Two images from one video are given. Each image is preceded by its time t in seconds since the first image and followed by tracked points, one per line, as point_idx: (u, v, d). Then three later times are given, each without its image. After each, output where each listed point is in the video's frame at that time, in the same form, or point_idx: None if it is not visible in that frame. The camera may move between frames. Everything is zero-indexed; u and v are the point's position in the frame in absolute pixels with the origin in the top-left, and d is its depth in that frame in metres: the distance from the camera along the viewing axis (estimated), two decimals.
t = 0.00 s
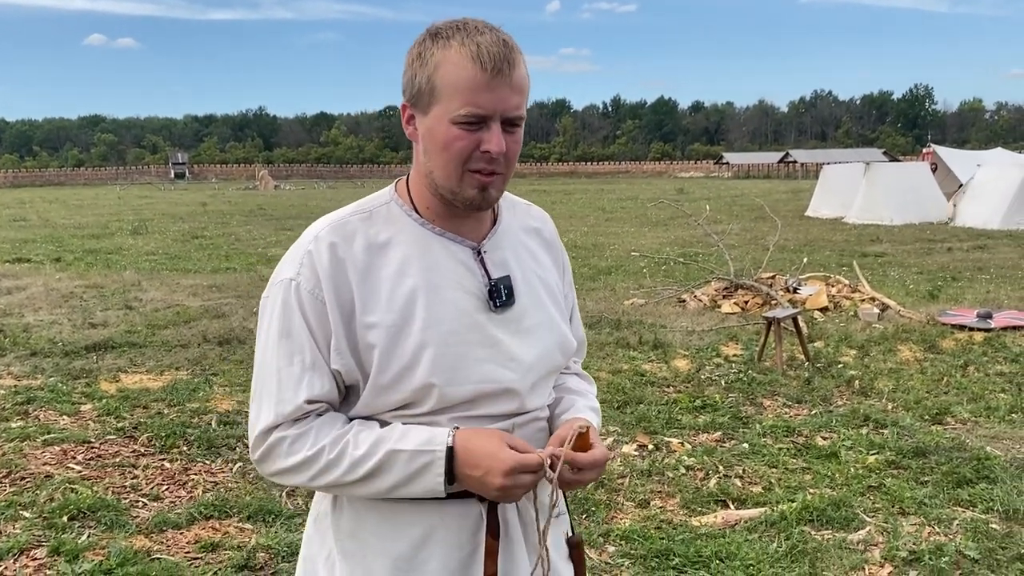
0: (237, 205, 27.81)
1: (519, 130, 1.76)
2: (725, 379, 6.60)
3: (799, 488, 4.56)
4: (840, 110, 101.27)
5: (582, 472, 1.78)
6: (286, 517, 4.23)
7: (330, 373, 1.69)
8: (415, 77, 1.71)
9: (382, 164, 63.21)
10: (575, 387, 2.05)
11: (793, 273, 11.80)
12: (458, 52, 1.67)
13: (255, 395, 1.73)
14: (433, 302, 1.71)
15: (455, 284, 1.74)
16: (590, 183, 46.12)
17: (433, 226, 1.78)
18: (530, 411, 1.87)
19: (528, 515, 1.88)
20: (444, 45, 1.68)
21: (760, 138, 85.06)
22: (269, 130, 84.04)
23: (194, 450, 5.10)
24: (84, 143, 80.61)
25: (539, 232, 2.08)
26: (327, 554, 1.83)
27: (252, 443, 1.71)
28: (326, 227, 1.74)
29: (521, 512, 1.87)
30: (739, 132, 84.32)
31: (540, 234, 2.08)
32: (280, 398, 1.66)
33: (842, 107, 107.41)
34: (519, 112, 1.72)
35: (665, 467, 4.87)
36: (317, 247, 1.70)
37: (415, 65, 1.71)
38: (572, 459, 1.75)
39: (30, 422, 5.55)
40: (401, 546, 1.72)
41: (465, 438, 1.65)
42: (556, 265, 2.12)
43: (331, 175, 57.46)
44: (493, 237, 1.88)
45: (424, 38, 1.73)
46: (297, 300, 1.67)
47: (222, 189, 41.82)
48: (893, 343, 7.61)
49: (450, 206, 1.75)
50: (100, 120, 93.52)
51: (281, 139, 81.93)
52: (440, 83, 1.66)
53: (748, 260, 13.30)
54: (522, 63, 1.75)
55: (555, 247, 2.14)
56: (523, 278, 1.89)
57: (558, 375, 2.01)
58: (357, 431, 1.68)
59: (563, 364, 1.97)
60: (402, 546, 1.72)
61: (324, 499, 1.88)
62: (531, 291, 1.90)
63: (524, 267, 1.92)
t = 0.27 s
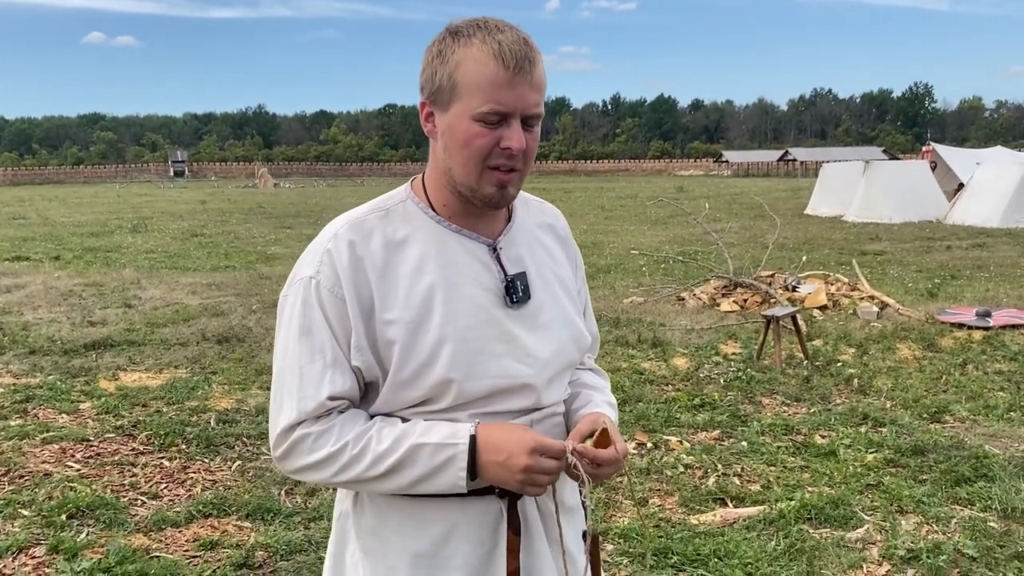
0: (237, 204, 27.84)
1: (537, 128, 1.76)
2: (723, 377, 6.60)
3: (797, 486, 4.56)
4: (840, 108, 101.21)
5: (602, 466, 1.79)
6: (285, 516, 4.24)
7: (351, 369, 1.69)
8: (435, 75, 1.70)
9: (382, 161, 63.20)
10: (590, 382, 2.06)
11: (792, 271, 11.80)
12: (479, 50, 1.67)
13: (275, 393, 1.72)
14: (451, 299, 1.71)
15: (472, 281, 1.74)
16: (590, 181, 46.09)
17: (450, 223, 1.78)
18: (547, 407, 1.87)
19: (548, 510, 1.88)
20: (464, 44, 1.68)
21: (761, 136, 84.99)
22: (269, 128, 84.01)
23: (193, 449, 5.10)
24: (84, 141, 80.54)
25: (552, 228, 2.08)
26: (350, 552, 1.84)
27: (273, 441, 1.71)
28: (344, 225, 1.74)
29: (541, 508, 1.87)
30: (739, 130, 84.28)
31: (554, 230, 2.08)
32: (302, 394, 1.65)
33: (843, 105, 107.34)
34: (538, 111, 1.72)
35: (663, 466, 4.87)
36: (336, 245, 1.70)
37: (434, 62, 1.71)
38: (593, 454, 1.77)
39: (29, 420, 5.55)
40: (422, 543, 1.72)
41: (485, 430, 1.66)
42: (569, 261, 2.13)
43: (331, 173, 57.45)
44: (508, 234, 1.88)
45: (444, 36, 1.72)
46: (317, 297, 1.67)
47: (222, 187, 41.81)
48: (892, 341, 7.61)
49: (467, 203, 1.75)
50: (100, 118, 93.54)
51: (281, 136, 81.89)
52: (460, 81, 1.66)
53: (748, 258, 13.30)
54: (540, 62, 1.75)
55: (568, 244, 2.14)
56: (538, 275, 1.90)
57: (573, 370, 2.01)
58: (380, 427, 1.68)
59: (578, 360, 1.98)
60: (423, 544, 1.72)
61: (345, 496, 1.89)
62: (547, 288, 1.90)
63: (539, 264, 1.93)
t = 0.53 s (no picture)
0: (236, 202, 27.84)
1: (546, 123, 1.76)
2: (723, 375, 6.60)
3: (797, 484, 4.56)
4: (840, 108, 101.19)
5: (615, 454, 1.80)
6: (284, 514, 4.23)
7: (362, 363, 1.68)
8: (445, 72, 1.70)
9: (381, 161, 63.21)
10: (601, 376, 2.06)
11: (791, 270, 11.79)
12: (490, 47, 1.67)
13: (287, 389, 1.72)
14: (462, 290, 1.71)
15: (483, 272, 1.74)
16: (590, 180, 46.10)
17: (461, 216, 1.78)
18: (559, 400, 1.87)
19: (561, 507, 1.89)
20: (475, 41, 1.68)
21: (760, 136, 85.05)
22: (269, 128, 84.03)
23: (192, 447, 5.10)
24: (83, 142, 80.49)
25: (559, 222, 2.09)
26: (363, 549, 1.83)
27: (286, 436, 1.70)
28: (355, 220, 1.74)
29: (556, 505, 1.88)
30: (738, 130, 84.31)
31: (560, 224, 2.09)
32: (314, 388, 1.64)
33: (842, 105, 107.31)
34: (548, 106, 1.73)
35: (663, 464, 4.86)
36: (347, 240, 1.70)
37: (445, 60, 1.70)
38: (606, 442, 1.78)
39: (28, 418, 5.55)
40: (436, 539, 1.72)
41: (498, 424, 1.65)
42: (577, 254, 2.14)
43: (331, 173, 57.47)
44: (517, 227, 1.89)
45: (453, 33, 1.72)
46: (328, 291, 1.67)
47: (221, 186, 41.83)
48: (891, 339, 7.61)
49: (478, 198, 1.75)
50: (100, 119, 93.54)
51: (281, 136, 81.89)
52: (470, 77, 1.66)
53: (747, 257, 13.30)
54: (549, 58, 1.75)
55: (575, 237, 2.15)
56: (548, 267, 1.90)
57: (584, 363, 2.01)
58: (393, 422, 1.68)
59: (588, 352, 1.98)
60: (437, 540, 1.72)
61: (358, 493, 1.88)
62: (556, 280, 1.90)
63: (548, 256, 1.93)
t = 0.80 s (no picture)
0: (236, 202, 27.84)
1: (545, 121, 1.77)
2: (723, 375, 6.60)
3: (796, 484, 4.56)
4: (840, 107, 101.13)
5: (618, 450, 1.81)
6: (284, 514, 4.24)
7: (363, 357, 1.68)
8: (444, 72, 1.70)
9: (381, 160, 63.19)
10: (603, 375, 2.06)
11: (791, 269, 11.79)
12: (488, 47, 1.68)
13: (289, 385, 1.71)
14: (464, 284, 1.70)
15: (485, 267, 1.74)
16: (589, 179, 46.07)
17: (462, 213, 1.78)
18: (562, 396, 1.87)
19: (565, 507, 1.88)
20: (473, 41, 1.68)
21: (760, 134, 85.02)
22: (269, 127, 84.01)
23: (192, 446, 5.10)
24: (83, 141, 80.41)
25: (560, 220, 2.09)
26: (366, 549, 1.84)
27: (288, 432, 1.70)
28: (356, 216, 1.74)
29: (559, 505, 1.88)
30: (738, 129, 84.28)
31: (562, 223, 2.09)
32: (316, 383, 1.64)
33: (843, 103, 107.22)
34: (546, 104, 1.73)
35: (663, 464, 4.87)
36: (348, 235, 1.70)
37: (444, 60, 1.71)
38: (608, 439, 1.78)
39: (27, 418, 5.55)
40: (439, 538, 1.72)
41: (500, 422, 1.65)
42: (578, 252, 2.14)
43: (330, 172, 57.48)
44: (518, 223, 1.89)
45: (451, 34, 1.73)
46: (329, 287, 1.67)
47: (221, 185, 41.82)
48: (891, 339, 7.61)
49: (479, 195, 1.75)
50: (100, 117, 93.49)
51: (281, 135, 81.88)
52: (469, 76, 1.66)
53: (747, 256, 13.29)
54: (547, 57, 1.76)
55: (577, 235, 2.15)
56: (549, 262, 1.90)
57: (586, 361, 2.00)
58: (395, 418, 1.68)
59: (591, 349, 1.97)
60: (440, 539, 1.72)
61: (363, 493, 1.89)
62: (557, 275, 1.90)
63: (549, 252, 1.93)
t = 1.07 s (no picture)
0: (236, 202, 27.83)
1: (537, 118, 1.77)
2: (722, 375, 6.60)
3: (796, 484, 4.56)
4: (840, 107, 101.15)
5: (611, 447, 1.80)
6: (283, 514, 4.23)
7: (354, 352, 1.68)
8: (436, 70, 1.71)
9: (381, 160, 63.20)
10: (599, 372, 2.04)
11: (791, 269, 11.80)
12: (480, 44, 1.68)
13: (281, 380, 1.72)
14: (456, 277, 1.70)
15: (478, 261, 1.74)
16: (589, 180, 46.07)
17: (455, 209, 1.79)
18: (556, 393, 1.86)
19: (560, 506, 1.88)
20: (464, 39, 1.69)
21: (760, 135, 85.07)
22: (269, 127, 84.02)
23: (192, 446, 5.10)
24: (82, 141, 80.37)
25: (556, 219, 2.08)
26: (361, 547, 1.84)
27: (280, 427, 1.70)
28: (348, 212, 1.74)
29: (553, 502, 1.87)
30: (738, 130, 84.31)
31: (557, 220, 2.09)
32: (306, 376, 1.65)
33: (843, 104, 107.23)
34: (538, 100, 1.74)
35: (662, 464, 4.87)
36: (340, 230, 1.71)
37: (436, 58, 1.72)
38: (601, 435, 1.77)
39: (27, 418, 5.55)
40: (431, 536, 1.72)
41: (491, 419, 1.64)
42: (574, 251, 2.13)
43: (330, 172, 57.51)
44: (511, 219, 1.89)
45: (443, 32, 1.74)
46: (321, 281, 1.67)
47: (222, 185, 41.82)
48: (891, 339, 7.61)
49: (472, 190, 1.75)
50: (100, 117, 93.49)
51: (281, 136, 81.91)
52: (460, 72, 1.67)
53: (747, 256, 13.30)
54: (538, 54, 1.77)
55: (573, 234, 2.14)
56: (543, 257, 1.90)
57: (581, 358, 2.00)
58: (385, 414, 1.68)
59: (586, 346, 1.97)
60: (432, 537, 1.72)
61: (358, 491, 1.89)
62: (551, 270, 1.90)
63: (544, 248, 1.93)
